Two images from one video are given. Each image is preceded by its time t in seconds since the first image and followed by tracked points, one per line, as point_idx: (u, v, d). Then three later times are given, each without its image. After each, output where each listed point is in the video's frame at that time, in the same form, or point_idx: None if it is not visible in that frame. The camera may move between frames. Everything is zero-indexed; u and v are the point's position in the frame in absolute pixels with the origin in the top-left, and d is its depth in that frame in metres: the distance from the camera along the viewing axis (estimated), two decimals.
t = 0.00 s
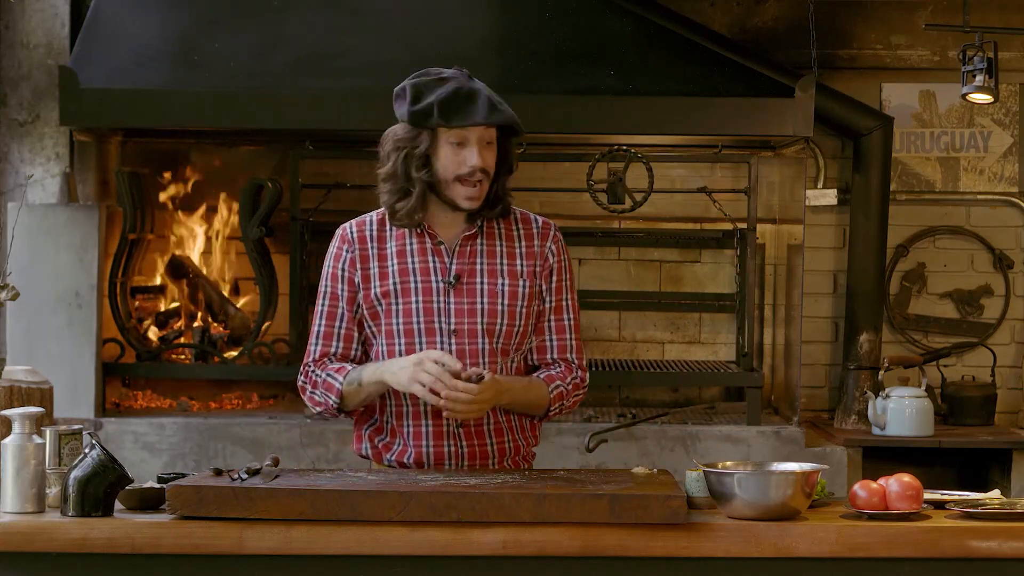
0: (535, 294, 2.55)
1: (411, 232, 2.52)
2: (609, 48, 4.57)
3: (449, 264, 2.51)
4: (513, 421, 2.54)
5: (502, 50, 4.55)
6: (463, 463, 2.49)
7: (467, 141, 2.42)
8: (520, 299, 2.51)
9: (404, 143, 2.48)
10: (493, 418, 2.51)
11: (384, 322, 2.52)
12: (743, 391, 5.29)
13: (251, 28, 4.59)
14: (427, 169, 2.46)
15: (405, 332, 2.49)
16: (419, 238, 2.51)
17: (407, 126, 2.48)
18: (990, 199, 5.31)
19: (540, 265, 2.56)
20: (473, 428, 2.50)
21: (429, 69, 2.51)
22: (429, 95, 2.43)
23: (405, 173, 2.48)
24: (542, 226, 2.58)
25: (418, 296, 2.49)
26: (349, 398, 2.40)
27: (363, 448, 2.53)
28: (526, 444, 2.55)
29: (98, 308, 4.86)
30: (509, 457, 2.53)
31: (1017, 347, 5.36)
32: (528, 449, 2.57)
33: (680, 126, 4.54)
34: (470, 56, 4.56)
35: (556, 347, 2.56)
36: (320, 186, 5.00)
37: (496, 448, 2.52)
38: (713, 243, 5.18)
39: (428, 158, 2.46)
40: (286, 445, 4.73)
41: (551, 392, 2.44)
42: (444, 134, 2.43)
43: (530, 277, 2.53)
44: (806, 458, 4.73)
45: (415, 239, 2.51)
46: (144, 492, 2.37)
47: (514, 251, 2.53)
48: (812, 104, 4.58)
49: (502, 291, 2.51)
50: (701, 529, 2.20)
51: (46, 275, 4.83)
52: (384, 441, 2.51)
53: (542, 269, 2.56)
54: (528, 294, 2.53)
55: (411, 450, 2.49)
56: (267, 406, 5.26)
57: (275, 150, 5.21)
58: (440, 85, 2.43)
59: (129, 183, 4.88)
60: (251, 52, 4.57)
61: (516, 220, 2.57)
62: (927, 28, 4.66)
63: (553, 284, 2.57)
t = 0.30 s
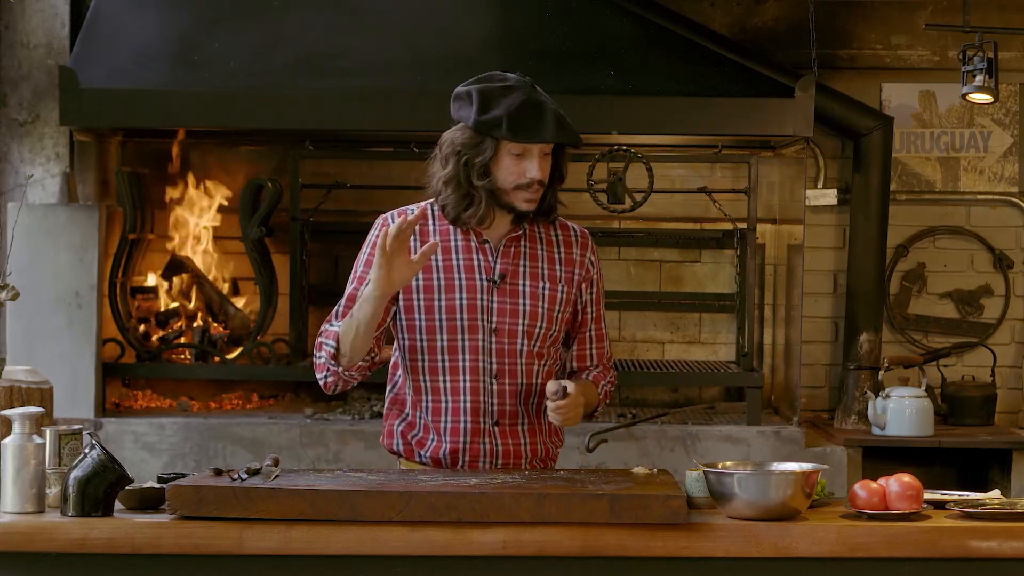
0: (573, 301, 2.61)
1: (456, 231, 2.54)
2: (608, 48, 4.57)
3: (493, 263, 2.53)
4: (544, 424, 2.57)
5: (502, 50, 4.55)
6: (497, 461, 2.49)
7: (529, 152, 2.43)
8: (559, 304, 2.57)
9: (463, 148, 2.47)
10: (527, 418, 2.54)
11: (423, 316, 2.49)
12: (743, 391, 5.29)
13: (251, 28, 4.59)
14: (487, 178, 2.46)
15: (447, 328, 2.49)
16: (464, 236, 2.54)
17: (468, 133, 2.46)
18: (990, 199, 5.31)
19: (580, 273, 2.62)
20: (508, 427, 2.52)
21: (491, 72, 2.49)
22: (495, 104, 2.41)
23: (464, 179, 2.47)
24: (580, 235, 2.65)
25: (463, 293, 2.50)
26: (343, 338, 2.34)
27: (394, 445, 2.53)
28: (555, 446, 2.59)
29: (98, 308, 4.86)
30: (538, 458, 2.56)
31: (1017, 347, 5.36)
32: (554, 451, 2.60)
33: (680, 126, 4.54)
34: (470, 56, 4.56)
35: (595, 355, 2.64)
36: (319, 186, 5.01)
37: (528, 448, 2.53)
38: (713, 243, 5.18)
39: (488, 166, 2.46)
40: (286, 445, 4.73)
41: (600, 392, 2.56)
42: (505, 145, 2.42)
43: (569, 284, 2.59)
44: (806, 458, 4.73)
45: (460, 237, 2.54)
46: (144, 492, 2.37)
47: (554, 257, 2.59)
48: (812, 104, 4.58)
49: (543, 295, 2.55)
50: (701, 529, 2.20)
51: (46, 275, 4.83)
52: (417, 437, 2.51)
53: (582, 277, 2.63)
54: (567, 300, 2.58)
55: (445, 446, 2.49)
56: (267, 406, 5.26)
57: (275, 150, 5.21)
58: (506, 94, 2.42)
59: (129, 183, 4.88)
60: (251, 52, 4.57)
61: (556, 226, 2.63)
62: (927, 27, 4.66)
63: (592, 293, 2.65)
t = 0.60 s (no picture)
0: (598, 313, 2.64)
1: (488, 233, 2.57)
2: (608, 47, 4.57)
3: (521, 269, 2.56)
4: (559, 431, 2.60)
5: (502, 50, 4.55)
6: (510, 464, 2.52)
7: (556, 163, 2.42)
8: (584, 314, 2.60)
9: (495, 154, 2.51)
10: (543, 425, 2.57)
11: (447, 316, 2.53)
12: (744, 391, 5.29)
13: (251, 28, 4.59)
14: (515, 185, 2.48)
15: (470, 329, 2.53)
16: (495, 240, 2.57)
17: (501, 139, 2.50)
18: (990, 198, 5.31)
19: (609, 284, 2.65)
20: (523, 432, 2.55)
21: (529, 80, 2.50)
22: (524, 112, 2.42)
23: (494, 185, 2.50)
24: (612, 247, 2.67)
25: (488, 297, 2.54)
26: (368, 348, 2.37)
27: (411, 438, 2.57)
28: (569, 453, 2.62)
29: (98, 308, 4.86)
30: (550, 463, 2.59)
31: (1017, 347, 5.36)
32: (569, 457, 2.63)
33: (680, 126, 4.54)
34: (470, 56, 4.55)
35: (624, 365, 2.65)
36: (319, 186, 5.01)
37: (541, 454, 2.56)
38: (713, 243, 5.18)
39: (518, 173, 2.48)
40: (286, 445, 4.73)
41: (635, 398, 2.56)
42: (532, 153, 2.44)
43: (596, 295, 2.62)
44: (806, 458, 4.73)
45: (490, 240, 2.57)
46: (144, 492, 2.37)
47: (583, 267, 2.61)
48: (812, 104, 4.58)
49: (568, 304, 2.58)
50: (701, 529, 2.20)
51: (46, 275, 4.83)
52: (433, 433, 2.56)
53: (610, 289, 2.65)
54: (592, 311, 2.61)
55: (461, 446, 2.53)
56: (267, 406, 5.26)
57: (275, 150, 5.21)
58: (537, 103, 2.42)
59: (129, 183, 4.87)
60: (251, 52, 4.57)
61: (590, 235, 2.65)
62: (927, 27, 4.66)
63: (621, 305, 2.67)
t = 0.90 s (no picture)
0: (589, 310, 2.60)
1: (474, 232, 2.58)
2: (608, 47, 4.57)
3: (506, 268, 2.56)
4: (551, 431, 2.58)
5: (502, 50, 4.55)
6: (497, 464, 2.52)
7: (538, 158, 2.43)
8: (571, 312, 2.57)
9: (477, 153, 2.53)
10: (532, 424, 2.56)
11: (433, 317, 2.57)
12: (744, 391, 5.28)
13: (251, 28, 4.59)
14: (496, 182, 2.50)
15: (454, 329, 2.54)
16: (481, 239, 2.57)
17: (482, 136, 2.52)
18: (990, 199, 5.31)
19: (600, 281, 2.61)
20: (510, 432, 2.54)
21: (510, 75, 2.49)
22: (503, 108, 2.42)
23: (476, 182, 2.53)
24: (604, 242, 2.64)
25: (471, 296, 2.54)
26: (348, 353, 2.43)
27: (405, 436, 2.60)
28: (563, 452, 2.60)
29: (98, 308, 4.86)
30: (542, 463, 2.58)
31: (1017, 347, 5.36)
32: (564, 456, 2.61)
33: (680, 126, 4.54)
34: (470, 56, 4.55)
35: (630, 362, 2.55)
36: (319, 186, 5.00)
37: (530, 453, 2.56)
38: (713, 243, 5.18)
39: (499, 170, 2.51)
40: (286, 445, 4.73)
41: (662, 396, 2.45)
42: (512, 148, 2.45)
43: (585, 292, 2.59)
44: (806, 458, 4.73)
45: (476, 239, 2.57)
46: (144, 492, 2.37)
47: (571, 265, 2.59)
48: (812, 104, 4.58)
49: (554, 302, 2.57)
50: (701, 529, 2.20)
51: (46, 275, 4.83)
52: (424, 432, 2.57)
53: (602, 286, 2.61)
54: (580, 308, 2.59)
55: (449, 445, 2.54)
56: (267, 406, 5.26)
57: (275, 150, 5.21)
58: (517, 99, 2.42)
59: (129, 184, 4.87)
60: (251, 52, 4.57)
61: (581, 232, 2.63)
62: (927, 27, 4.66)
63: (616, 300, 2.61)
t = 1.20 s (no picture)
0: (553, 304, 2.56)
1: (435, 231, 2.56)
2: (609, 47, 4.57)
3: (467, 264, 2.54)
4: (522, 427, 2.55)
5: (503, 51, 4.55)
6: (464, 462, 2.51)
7: (481, 141, 2.39)
8: (534, 306, 2.53)
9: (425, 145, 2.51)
10: (500, 421, 2.52)
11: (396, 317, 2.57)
12: (744, 391, 5.28)
13: (251, 28, 4.59)
14: (444, 171, 2.47)
15: (418, 328, 2.53)
16: (442, 237, 2.56)
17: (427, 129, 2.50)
18: (990, 199, 5.31)
19: (565, 274, 2.56)
20: (477, 429, 2.52)
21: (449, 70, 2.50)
22: (441, 95, 2.41)
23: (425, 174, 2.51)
24: (569, 235, 2.59)
25: (433, 294, 2.53)
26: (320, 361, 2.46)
27: (378, 438, 2.61)
28: (536, 449, 2.57)
29: (98, 308, 4.86)
30: (516, 461, 2.55)
31: (1017, 347, 5.36)
32: (538, 454, 2.58)
33: (681, 126, 4.54)
34: (470, 56, 4.55)
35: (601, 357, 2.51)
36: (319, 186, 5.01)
37: (499, 450, 2.52)
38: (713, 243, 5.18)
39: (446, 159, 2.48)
40: (286, 445, 4.73)
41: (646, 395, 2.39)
42: (456, 134, 2.42)
43: (548, 286, 2.55)
44: (806, 458, 4.73)
45: (437, 237, 2.56)
46: (144, 492, 2.37)
47: (535, 258, 2.55)
48: (812, 104, 4.58)
49: (516, 297, 2.53)
50: (701, 529, 2.20)
51: (46, 275, 4.83)
52: (395, 433, 2.58)
53: (567, 279, 2.56)
54: (544, 302, 2.54)
55: (418, 444, 2.54)
56: (267, 406, 5.26)
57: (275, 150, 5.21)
58: (453, 85, 2.41)
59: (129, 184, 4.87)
60: (251, 52, 4.57)
61: (543, 226, 2.59)
62: (927, 27, 4.65)
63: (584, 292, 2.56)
